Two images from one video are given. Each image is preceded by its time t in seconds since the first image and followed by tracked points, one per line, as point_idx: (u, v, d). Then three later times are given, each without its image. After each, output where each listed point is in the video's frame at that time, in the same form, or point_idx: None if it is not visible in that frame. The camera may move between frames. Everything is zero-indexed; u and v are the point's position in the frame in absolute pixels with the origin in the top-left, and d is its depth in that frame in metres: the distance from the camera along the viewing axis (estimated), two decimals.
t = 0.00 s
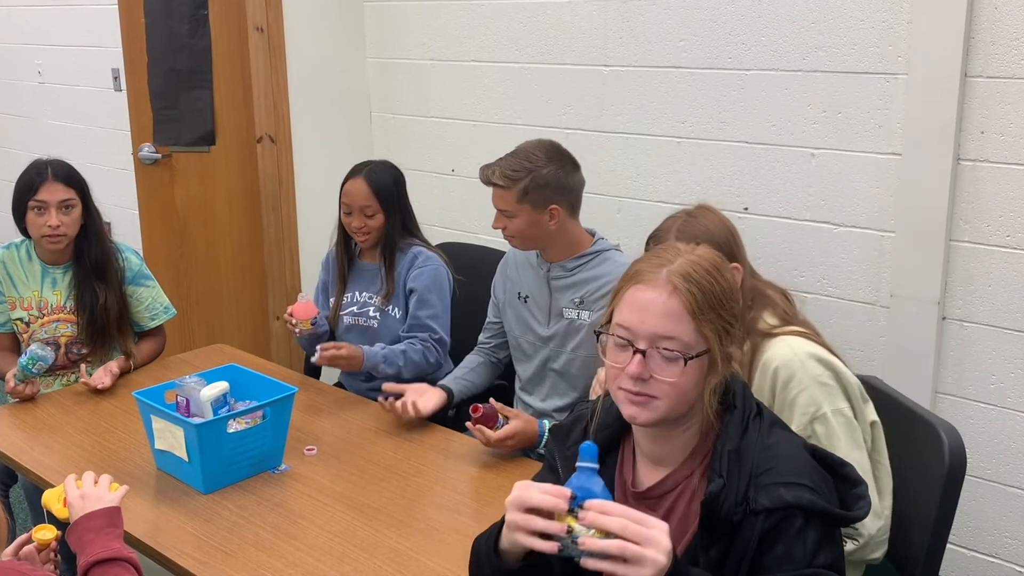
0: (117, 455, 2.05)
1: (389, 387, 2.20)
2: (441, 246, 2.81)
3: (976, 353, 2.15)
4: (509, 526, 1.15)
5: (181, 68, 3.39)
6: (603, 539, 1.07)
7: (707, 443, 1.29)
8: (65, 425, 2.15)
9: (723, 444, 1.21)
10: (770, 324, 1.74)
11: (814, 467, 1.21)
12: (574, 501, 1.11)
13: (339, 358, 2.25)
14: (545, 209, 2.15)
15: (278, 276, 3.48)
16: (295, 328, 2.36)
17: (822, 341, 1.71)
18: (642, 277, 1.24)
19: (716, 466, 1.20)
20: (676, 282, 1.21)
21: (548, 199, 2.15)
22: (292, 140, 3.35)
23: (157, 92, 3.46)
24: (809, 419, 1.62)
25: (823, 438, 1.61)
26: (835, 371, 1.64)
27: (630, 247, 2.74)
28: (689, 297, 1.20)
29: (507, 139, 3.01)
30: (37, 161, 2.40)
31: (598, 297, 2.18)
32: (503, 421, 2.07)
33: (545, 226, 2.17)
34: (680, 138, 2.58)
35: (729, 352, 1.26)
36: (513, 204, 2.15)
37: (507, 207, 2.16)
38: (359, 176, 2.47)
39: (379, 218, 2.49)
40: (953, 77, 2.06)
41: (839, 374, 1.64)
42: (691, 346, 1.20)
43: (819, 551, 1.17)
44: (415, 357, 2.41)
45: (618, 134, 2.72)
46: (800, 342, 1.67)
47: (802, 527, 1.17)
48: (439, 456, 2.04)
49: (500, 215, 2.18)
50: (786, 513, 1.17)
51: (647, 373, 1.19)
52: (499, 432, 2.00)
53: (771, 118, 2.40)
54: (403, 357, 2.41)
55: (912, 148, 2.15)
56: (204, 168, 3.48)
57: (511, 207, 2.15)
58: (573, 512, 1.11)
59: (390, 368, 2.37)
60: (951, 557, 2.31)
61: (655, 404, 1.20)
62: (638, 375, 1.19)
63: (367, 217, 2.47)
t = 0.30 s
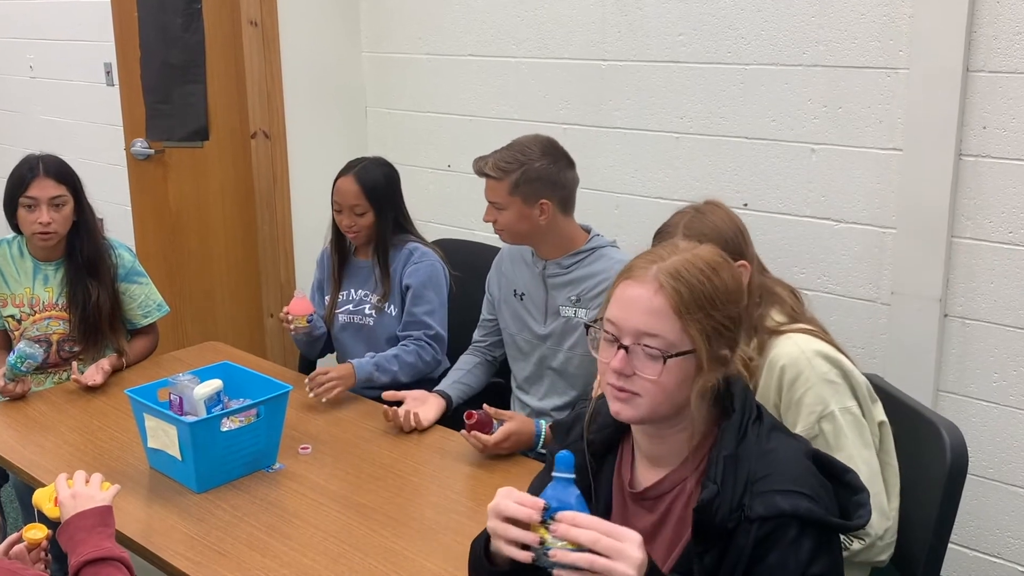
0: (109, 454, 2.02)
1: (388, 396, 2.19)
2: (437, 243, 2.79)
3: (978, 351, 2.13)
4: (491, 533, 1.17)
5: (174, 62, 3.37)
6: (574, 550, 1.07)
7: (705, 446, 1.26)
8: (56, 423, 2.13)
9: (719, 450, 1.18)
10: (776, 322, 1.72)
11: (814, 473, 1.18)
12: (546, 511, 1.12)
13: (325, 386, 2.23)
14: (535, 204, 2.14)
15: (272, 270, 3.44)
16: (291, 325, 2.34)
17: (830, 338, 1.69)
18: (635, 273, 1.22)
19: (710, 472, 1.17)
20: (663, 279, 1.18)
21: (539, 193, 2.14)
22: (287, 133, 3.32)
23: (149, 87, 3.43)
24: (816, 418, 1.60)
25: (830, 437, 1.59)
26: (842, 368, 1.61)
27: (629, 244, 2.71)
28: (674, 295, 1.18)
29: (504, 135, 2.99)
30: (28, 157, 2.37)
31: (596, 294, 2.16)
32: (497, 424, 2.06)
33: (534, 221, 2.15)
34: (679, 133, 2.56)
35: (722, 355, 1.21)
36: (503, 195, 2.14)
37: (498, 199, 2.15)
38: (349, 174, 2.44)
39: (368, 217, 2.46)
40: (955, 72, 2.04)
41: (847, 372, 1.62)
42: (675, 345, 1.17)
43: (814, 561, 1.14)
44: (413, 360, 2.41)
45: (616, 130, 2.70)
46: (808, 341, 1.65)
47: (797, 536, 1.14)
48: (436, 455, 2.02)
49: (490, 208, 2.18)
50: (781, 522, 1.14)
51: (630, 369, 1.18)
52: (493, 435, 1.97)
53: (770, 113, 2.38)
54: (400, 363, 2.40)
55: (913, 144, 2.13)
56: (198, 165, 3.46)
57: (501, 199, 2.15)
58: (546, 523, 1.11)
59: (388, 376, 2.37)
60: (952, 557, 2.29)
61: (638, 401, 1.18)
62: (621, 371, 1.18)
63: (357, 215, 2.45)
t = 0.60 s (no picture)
0: (101, 452, 2.00)
1: (384, 394, 2.16)
2: (433, 239, 2.76)
3: (980, 348, 2.11)
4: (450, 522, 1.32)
5: (168, 55, 3.32)
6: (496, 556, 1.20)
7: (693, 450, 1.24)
8: (48, 422, 2.10)
9: (696, 465, 1.15)
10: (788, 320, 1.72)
11: (802, 499, 1.12)
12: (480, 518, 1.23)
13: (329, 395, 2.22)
14: (529, 199, 2.13)
15: (266, 269, 3.44)
16: (287, 317, 2.31)
17: (843, 339, 1.68)
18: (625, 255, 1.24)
19: (683, 485, 1.15)
20: (626, 262, 1.20)
21: (534, 188, 2.12)
22: (281, 129, 3.30)
23: (142, 82, 3.36)
24: (825, 420, 1.59)
25: (838, 440, 1.59)
26: (853, 371, 1.60)
27: (627, 240, 2.68)
28: (623, 280, 1.19)
29: (501, 130, 2.96)
30: (19, 152, 2.33)
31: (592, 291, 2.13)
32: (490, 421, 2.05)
33: (528, 217, 2.14)
34: (678, 128, 2.53)
35: (671, 356, 1.17)
36: (498, 188, 2.14)
37: (493, 192, 2.15)
38: (348, 166, 2.43)
39: (366, 209, 2.44)
40: (957, 67, 2.01)
41: (858, 375, 1.61)
42: (618, 328, 1.19)
43: None
44: (412, 364, 2.39)
45: (614, 125, 2.67)
46: (821, 342, 1.63)
47: (765, 561, 1.10)
48: (432, 454, 1.99)
49: (485, 200, 2.17)
50: (750, 544, 1.10)
51: (587, 341, 1.24)
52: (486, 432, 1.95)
53: (770, 108, 2.36)
54: (400, 366, 2.38)
55: (915, 139, 2.11)
56: (192, 159, 3.42)
57: (497, 192, 2.14)
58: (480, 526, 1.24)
59: (388, 379, 2.35)
60: (954, 557, 2.27)
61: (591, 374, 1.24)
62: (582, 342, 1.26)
63: (354, 207, 2.42)
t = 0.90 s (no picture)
0: (93, 451, 1.97)
1: (381, 391, 2.13)
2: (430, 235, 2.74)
3: (982, 346, 2.09)
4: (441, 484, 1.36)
5: (161, 50, 3.29)
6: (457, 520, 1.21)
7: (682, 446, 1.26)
8: (40, 420, 2.07)
9: (667, 462, 1.16)
10: (798, 320, 1.71)
11: (773, 510, 1.11)
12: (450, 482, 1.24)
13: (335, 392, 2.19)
14: (537, 197, 2.10)
15: (260, 266, 3.39)
16: (283, 315, 2.29)
17: (855, 338, 1.68)
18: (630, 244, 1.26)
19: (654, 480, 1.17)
20: (622, 251, 1.23)
21: (543, 186, 2.10)
22: (275, 124, 3.27)
23: (135, 76, 3.36)
24: (833, 418, 1.60)
25: (846, 439, 1.59)
26: (863, 371, 1.61)
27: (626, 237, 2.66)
28: (615, 268, 1.22)
29: (498, 126, 2.94)
30: (11, 147, 2.30)
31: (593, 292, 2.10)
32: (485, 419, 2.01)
33: (535, 215, 2.11)
34: (677, 123, 2.51)
35: (648, 349, 1.18)
36: (506, 188, 2.10)
37: (499, 192, 2.11)
38: (347, 162, 2.40)
39: (365, 206, 2.41)
40: (958, 61, 1.99)
41: (868, 375, 1.62)
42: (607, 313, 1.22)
43: None
44: (417, 361, 2.37)
45: (612, 120, 2.65)
46: (833, 341, 1.64)
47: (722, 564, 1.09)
48: (427, 452, 1.97)
49: (490, 201, 2.13)
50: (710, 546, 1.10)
51: (586, 323, 1.28)
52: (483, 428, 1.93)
53: (770, 103, 2.33)
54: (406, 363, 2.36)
55: (916, 134, 2.08)
56: (184, 155, 3.41)
57: (504, 191, 2.10)
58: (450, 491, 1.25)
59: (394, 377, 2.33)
60: (956, 557, 2.25)
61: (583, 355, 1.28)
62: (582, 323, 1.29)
63: (353, 203, 2.40)
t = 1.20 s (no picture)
0: (86, 449, 1.95)
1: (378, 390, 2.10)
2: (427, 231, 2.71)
3: (984, 343, 2.07)
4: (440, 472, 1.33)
5: (154, 44, 3.28)
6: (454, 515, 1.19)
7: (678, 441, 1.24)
8: (31, 418, 2.05)
9: (665, 455, 1.14)
10: (800, 317, 1.69)
11: (771, 502, 1.09)
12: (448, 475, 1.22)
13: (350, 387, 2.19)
14: (550, 188, 2.09)
15: (255, 264, 3.37)
16: (283, 311, 2.25)
17: (856, 336, 1.66)
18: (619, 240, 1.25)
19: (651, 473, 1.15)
20: (616, 247, 1.20)
21: (553, 178, 2.10)
22: (269, 118, 3.23)
23: (127, 70, 3.34)
24: (834, 418, 1.57)
25: (846, 438, 1.57)
26: (864, 369, 1.59)
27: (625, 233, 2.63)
28: (610, 264, 1.20)
29: (495, 120, 2.91)
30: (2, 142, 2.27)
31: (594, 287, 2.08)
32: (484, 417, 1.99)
33: (547, 208, 2.09)
34: (675, 118, 2.48)
35: (647, 344, 1.16)
36: (519, 181, 2.08)
37: (510, 185, 2.08)
38: (347, 157, 2.38)
39: (363, 201, 2.39)
40: (961, 55, 1.97)
41: (869, 374, 1.59)
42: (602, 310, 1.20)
43: None
44: (429, 351, 2.35)
45: (610, 114, 2.62)
46: (834, 339, 1.61)
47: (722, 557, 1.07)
48: (424, 451, 1.95)
49: (500, 197, 2.10)
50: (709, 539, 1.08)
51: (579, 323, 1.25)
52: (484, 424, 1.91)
53: (770, 98, 2.31)
54: (418, 354, 2.34)
55: (918, 129, 2.06)
56: (178, 149, 3.38)
57: (517, 185, 2.08)
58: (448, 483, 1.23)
59: (408, 368, 2.32)
60: (959, 557, 2.23)
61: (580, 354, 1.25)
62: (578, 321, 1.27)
63: (351, 199, 2.37)
